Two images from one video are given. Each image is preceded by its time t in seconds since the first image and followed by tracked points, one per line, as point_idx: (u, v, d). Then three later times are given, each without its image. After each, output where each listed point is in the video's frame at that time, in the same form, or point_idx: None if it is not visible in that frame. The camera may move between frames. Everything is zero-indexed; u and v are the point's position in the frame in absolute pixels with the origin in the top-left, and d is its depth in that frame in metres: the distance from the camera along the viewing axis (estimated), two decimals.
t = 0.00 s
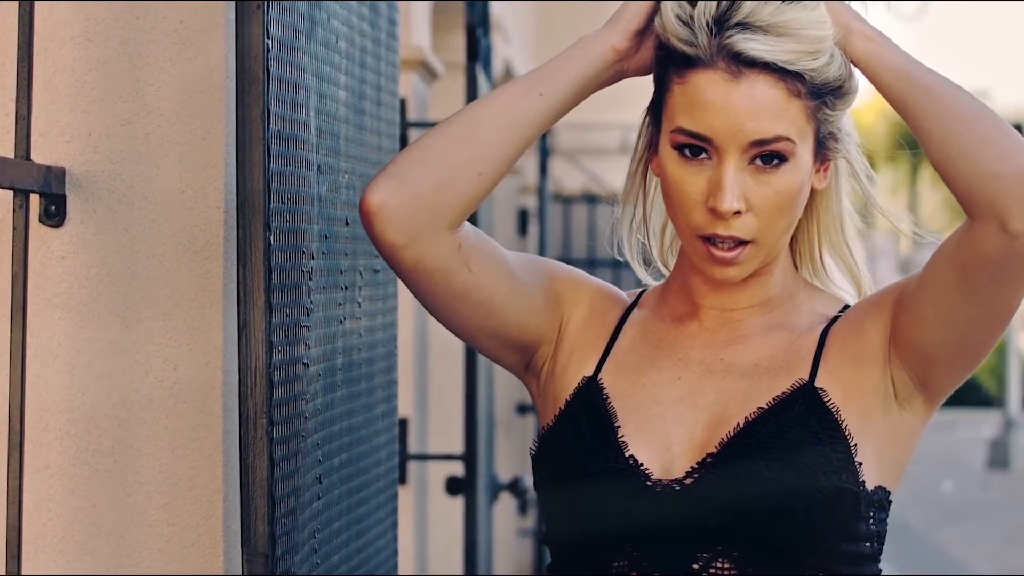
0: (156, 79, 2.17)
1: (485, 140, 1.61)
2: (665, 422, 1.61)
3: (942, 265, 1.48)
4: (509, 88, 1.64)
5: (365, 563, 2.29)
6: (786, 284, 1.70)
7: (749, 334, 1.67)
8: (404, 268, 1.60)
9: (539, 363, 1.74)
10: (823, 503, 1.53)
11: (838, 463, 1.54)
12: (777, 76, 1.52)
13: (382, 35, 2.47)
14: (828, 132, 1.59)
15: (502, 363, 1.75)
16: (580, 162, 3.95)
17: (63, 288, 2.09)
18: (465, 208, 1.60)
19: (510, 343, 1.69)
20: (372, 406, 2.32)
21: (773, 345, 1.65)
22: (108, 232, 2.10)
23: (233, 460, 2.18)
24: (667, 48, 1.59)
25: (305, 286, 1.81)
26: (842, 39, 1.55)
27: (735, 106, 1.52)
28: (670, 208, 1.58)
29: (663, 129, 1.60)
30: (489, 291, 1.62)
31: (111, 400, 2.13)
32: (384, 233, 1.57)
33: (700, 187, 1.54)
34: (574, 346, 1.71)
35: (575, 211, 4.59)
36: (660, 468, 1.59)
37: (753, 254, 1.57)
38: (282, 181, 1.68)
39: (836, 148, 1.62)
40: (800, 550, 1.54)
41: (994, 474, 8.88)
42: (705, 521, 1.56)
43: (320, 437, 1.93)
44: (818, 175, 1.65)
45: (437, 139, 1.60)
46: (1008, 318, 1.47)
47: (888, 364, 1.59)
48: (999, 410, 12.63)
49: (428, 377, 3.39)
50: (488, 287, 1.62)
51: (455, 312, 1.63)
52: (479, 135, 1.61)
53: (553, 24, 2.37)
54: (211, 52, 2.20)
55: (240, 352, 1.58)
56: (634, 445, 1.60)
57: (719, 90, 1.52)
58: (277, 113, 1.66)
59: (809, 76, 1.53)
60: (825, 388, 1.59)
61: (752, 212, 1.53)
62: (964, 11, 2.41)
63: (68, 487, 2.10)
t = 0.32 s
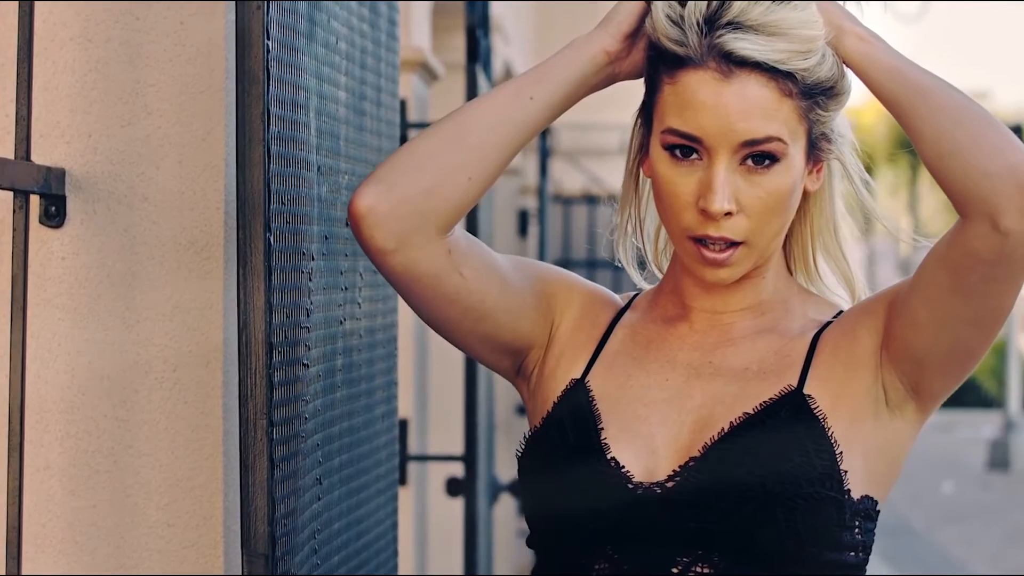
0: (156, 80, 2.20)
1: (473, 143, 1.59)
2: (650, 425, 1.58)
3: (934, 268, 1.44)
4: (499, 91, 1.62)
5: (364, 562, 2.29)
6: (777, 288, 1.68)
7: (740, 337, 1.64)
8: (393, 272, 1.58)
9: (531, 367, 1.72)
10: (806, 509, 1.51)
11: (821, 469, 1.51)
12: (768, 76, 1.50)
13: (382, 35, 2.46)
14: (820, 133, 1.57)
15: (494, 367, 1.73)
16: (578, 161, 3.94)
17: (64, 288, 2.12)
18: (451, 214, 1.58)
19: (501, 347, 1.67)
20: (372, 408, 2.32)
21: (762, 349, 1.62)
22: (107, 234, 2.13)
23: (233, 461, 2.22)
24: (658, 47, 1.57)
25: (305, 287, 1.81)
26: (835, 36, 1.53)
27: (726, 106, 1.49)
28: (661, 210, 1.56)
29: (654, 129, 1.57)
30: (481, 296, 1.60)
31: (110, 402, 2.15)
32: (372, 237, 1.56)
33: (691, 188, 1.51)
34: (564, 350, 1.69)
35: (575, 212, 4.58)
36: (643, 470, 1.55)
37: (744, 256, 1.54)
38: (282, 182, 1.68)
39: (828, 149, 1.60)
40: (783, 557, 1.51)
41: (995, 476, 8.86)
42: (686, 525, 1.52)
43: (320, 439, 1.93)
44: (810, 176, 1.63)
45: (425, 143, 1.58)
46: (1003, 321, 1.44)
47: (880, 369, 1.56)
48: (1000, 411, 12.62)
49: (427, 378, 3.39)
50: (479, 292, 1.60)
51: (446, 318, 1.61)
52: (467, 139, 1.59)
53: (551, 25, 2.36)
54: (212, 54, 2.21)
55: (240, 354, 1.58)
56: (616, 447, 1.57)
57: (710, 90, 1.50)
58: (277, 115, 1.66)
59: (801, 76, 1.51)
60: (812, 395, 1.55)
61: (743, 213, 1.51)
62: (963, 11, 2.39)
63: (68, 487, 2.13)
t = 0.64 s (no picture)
0: (156, 81, 2.24)
1: (464, 141, 1.58)
2: (635, 423, 1.56)
3: (926, 265, 1.43)
4: (488, 89, 1.61)
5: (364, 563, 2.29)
6: (768, 290, 1.66)
7: (727, 338, 1.62)
8: (380, 268, 1.57)
9: (520, 365, 1.71)
10: (787, 510, 1.49)
11: (804, 469, 1.50)
12: (760, 73, 1.48)
13: (383, 35, 2.47)
14: (813, 132, 1.55)
15: (483, 365, 1.72)
16: (577, 161, 3.93)
17: (65, 289, 2.13)
18: (439, 212, 1.57)
19: (489, 344, 1.67)
20: (372, 408, 2.32)
21: (750, 350, 1.60)
22: (107, 234, 2.15)
23: (233, 463, 2.29)
24: (651, 44, 1.55)
25: (305, 287, 1.81)
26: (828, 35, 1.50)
27: (717, 103, 1.47)
28: (651, 207, 1.54)
29: (645, 126, 1.55)
30: (467, 292, 1.60)
31: (111, 403, 2.18)
32: (358, 234, 1.55)
33: (681, 185, 1.49)
34: (554, 346, 1.68)
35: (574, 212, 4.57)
36: (624, 468, 1.53)
37: (734, 254, 1.52)
38: (282, 182, 1.68)
39: (821, 149, 1.58)
40: (765, 558, 1.49)
41: (995, 477, 8.85)
42: (667, 524, 1.51)
43: (320, 441, 1.93)
44: (803, 175, 1.61)
45: (414, 140, 1.58)
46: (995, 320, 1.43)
47: (869, 369, 1.54)
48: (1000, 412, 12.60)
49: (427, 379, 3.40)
50: (466, 288, 1.60)
51: (434, 314, 1.61)
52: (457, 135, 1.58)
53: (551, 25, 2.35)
54: (210, 54, 2.25)
55: (240, 354, 1.58)
56: (599, 444, 1.55)
57: (701, 87, 1.48)
58: (277, 115, 1.66)
59: (793, 73, 1.49)
60: (798, 395, 1.53)
61: (733, 211, 1.48)
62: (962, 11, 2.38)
63: (67, 488, 2.14)
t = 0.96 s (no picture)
0: (156, 82, 2.24)
1: (452, 136, 1.55)
2: (618, 421, 1.54)
3: (916, 261, 1.41)
4: (474, 87, 1.58)
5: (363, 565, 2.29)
6: (756, 292, 1.62)
7: (713, 338, 1.59)
8: (366, 262, 1.54)
9: (507, 362, 1.69)
10: (769, 509, 1.46)
11: (787, 467, 1.47)
12: (752, 71, 1.45)
13: (383, 35, 2.47)
14: (804, 131, 1.53)
15: (470, 363, 1.70)
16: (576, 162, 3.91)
17: (66, 290, 2.14)
18: (426, 204, 1.54)
19: (476, 342, 1.64)
20: (372, 410, 2.32)
21: (737, 350, 1.56)
22: (107, 235, 2.16)
23: (232, 465, 2.29)
24: (642, 39, 1.52)
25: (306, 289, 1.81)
26: (819, 31, 1.47)
27: (707, 100, 1.44)
28: (639, 205, 1.51)
29: (634, 123, 1.52)
30: (455, 288, 1.57)
31: (111, 403, 2.18)
32: (345, 227, 1.52)
33: (670, 183, 1.46)
34: (541, 343, 1.65)
35: (574, 213, 4.57)
36: (607, 465, 1.51)
37: (724, 254, 1.49)
38: (282, 183, 1.68)
39: (813, 148, 1.55)
40: (747, 557, 1.46)
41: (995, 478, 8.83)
42: (649, 522, 1.48)
43: (320, 441, 1.93)
44: (793, 176, 1.58)
45: (400, 133, 1.55)
46: (985, 320, 1.39)
47: (857, 369, 1.51)
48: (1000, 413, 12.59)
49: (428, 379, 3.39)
50: (453, 284, 1.57)
51: (419, 309, 1.58)
52: (441, 131, 1.55)
53: (548, 23, 2.34)
54: (210, 55, 2.26)
55: (240, 355, 1.58)
56: (581, 440, 1.53)
57: (692, 84, 1.45)
58: (277, 116, 1.66)
59: (785, 70, 1.46)
60: (782, 393, 1.50)
61: (723, 210, 1.45)
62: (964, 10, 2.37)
63: (68, 489, 2.15)
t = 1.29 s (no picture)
0: (156, 83, 2.24)
1: (437, 133, 1.54)
2: (600, 418, 1.53)
3: (905, 260, 1.39)
4: (461, 83, 1.58)
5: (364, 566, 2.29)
6: (742, 292, 1.62)
7: (699, 338, 1.58)
8: (350, 256, 1.53)
9: (490, 361, 1.68)
10: (749, 509, 1.45)
11: (768, 468, 1.46)
12: (738, 68, 1.44)
13: (384, 37, 2.48)
14: (792, 130, 1.53)
15: (453, 361, 1.69)
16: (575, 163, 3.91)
17: (65, 291, 2.14)
18: (411, 199, 1.53)
19: (460, 339, 1.63)
20: (372, 411, 2.32)
21: (722, 350, 1.56)
22: (107, 236, 2.16)
23: (232, 465, 2.29)
24: (629, 38, 1.51)
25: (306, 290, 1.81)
26: (806, 27, 1.48)
27: (693, 99, 1.43)
28: (625, 204, 1.50)
29: (620, 122, 1.52)
30: (439, 283, 1.56)
31: (111, 404, 2.18)
32: (330, 220, 1.51)
33: (655, 183, 1.46)
34: (525, 341, 1.64)
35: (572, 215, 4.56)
36: (588, 463, 1.50)
37: (710, 254, 1.49)
38: (281, 185, 1.68)
39: (800, 148, 1.55)
40: (726, 558, 1.45)
41: (996, 479, 8.83)
42: (628, 521, 1.47)
43: (320, 441, 1.93)
44: (780, 175, 1.57)
45: (384, 129, 1.54)
46: (976, 320, 1.37)
47: (842, 372, 1.50)
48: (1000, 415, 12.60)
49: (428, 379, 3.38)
50: (437, 279, 1.56)
51: (403, 304, 1.57)
52: (431, 125, 1.54)
53: (545, 23, 2.34)
54: (210, 56, 2.26)
55: (240, 357, 1.58)
56: (561, 437, 1.52)
57: (677, 83, 1.44)
58: (277, 117, 1.66)
59: (771, 66, 1.46)
60: (766, 394, 1.49)
61: (710, 210, 1.45)
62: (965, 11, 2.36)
63: (68, 490, 2.16)
